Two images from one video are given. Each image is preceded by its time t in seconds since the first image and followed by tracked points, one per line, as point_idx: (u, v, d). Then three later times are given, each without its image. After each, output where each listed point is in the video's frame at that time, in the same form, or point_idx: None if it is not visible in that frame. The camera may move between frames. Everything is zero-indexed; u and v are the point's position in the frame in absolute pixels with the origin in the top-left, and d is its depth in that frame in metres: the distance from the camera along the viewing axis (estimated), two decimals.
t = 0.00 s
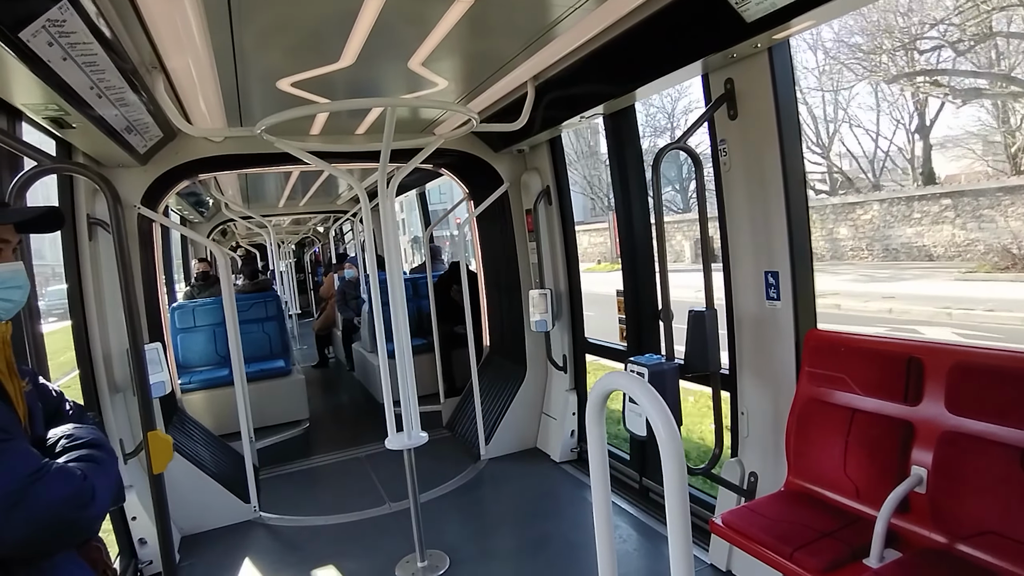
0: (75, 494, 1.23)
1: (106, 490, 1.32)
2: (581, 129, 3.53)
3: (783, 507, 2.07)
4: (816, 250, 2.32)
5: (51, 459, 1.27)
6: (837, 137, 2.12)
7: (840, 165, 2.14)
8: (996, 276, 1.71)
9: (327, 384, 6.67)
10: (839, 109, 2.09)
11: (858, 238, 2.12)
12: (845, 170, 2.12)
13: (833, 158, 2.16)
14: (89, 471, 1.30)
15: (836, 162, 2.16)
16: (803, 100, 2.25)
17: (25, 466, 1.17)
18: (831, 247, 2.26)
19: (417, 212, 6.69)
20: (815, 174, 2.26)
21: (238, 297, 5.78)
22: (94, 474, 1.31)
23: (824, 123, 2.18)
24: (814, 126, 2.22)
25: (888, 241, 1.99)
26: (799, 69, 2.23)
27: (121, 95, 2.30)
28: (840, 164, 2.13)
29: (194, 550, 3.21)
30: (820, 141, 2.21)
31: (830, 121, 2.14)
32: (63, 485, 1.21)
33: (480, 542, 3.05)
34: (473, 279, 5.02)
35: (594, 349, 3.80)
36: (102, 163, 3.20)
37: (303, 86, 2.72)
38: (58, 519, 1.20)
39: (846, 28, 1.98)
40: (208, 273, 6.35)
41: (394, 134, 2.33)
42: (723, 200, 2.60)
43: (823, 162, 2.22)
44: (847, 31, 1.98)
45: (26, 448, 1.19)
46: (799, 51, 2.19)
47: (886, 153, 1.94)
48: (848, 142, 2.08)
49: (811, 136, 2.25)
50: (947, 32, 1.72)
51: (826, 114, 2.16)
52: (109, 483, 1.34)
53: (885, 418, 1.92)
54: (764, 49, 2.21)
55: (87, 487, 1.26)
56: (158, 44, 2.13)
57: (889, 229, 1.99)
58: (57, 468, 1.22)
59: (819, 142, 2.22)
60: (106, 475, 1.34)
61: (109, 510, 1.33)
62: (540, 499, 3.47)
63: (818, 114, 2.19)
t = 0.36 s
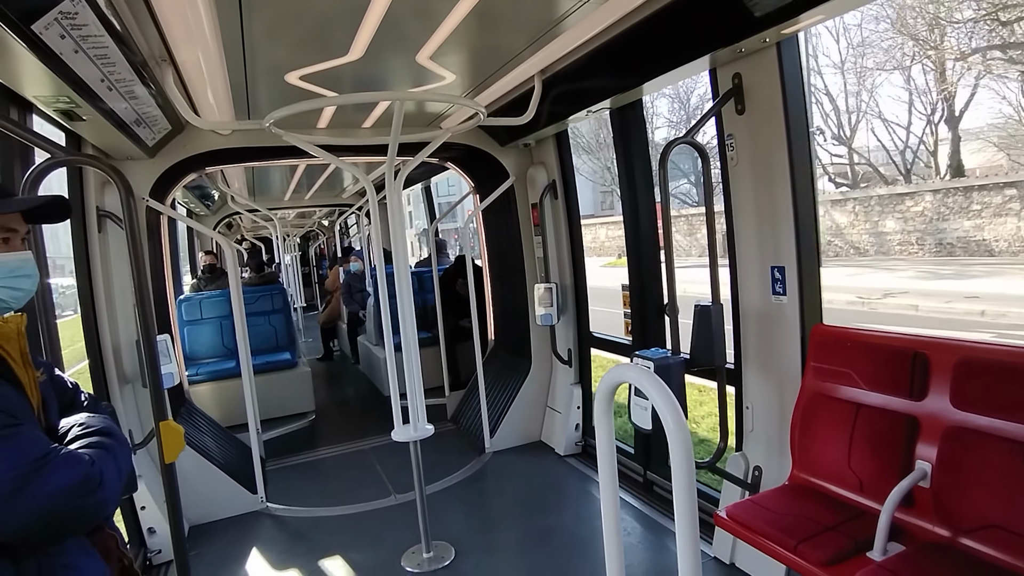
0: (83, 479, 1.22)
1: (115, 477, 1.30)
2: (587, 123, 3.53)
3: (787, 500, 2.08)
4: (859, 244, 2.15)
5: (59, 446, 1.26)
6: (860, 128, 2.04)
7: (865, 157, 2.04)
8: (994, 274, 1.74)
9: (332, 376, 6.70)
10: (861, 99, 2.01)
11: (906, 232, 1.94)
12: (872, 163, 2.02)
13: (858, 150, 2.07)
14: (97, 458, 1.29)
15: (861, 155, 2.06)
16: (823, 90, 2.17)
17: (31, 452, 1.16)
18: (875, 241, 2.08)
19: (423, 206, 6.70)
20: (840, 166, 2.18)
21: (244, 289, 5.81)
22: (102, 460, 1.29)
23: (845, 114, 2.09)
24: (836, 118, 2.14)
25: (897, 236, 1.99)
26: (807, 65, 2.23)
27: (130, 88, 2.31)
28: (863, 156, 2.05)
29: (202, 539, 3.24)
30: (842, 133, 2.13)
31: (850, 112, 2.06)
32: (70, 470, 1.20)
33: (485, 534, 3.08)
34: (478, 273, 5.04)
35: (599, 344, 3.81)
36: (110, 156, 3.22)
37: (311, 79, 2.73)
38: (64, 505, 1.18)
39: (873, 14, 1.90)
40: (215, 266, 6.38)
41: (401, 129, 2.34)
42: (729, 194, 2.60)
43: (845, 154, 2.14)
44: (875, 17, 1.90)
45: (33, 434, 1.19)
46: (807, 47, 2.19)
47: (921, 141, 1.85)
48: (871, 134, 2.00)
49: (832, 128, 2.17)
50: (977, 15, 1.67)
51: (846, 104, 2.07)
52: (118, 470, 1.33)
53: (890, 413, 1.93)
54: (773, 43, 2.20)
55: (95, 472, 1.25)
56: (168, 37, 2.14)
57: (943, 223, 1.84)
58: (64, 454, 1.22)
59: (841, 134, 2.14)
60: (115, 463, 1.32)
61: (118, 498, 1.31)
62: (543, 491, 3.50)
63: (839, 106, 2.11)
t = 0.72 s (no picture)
0: (104, 469, 1.24)
1: (131, 469, 1.33)
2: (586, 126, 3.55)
3: (785, 500, 2.09)
4: (897, 245, 1.99)
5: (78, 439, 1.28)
6: (877, 124, 1.98)
7: (883, 154, 1.98)
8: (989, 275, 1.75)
9: (333, 379, 6.72)
10: (879, 95, 1.94)
11: (951, 231, 1.84)
12: (896, 163, 1.94)
13: (876, 147, 2.00)
14: (114, 451, 1.32)
15: (878, 153, 2.00)
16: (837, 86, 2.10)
17: (53, 444, 1.18)
18: (916, 240, 1.94)
19: (422, 207, 6.72)
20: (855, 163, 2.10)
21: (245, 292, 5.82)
22: (119, 453, 1.32)
23: (861, 111, 2.03)
24: (843, 116, 2.11)
25: (890, 237, 2.02)
26: (804, 67, 2.25)
27: (132, 92, 2.33)
28: (881, 154, 1.98)
29: (204, 542, 3.25)
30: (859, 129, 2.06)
31: (866, 108, 2.00)
32: (91, 460, 1.23)
33: (486, 535, 3.09)
34: (478, 274, 5.05)
35: (599, 345, 3.83)
36: (112, 160, 3.23)
37: (311, 83, 2.74)
38: (85, 495, 1.20)
39: (894, 9, 1.86)
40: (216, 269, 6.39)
41: (401, 132, 2.35)
42: (727, 196, 2.62)
43: (859, 151, 2.07)
44: (896, 12, 1.85)
45: (52, 427, 1.21)
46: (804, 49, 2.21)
47: (944, 136, 1.80)
48: (891, 131, 1.94)
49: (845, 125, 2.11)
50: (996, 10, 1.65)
51: (863, 101, 2.01)
52: (131, 464, 1.35)
53: (888, 413, 1.94)
54: (770, 46, 2.22)
55: (114, 464, 1.28)
56: (170, 42, 2.16)
57: (992, 221, 1.75)
58: (84, 446, 1.24)
59: (855, 130, 2.07)
60: (129, 457, 1.35)
61: (131, 491, 1.33)
62: (544, 492, 3.51)
63: (854, 102, 2.04)
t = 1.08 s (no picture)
0: (69, 491, 1.21)
1: (102, 489, 1.29)
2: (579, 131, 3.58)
3: (775, 500, 2.13)
4: (935, 246, 1.86)
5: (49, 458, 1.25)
6: (888, 123, 1.90)
7: (894, 155, 1.91)
8: (973, 279, 1.79)
9: (328, 382, 6.72)
10: (890, 93, 1.87)
11: (997, 231, 1.71)
12: (913, 163, 1.86)
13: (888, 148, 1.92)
14: (84, 470, 1.28)
15: (890, 152, 1.92)
16: (847, 84, 2.00)
17: (16, 464, 1.15)
18: (957, 242, 1.80)
19: (417, 211, 6.74)
20: (861, 163, 2.03)
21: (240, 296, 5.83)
22: (89, 472, 1.28)
23: (874, 110, 1.94)
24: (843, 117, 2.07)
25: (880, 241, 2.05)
26: (792, 73, 2.28)
27: (128, 98, 2.34)
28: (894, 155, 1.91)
29: (199, 545, 3.26)
30: (864, 127, 1.99)
31: (875, 108, 1.93)
32: (55, 483, 1.19)
33: (481, 537, 3.11)
34: (472, 278, 5.08)
35: (592, 347, 3.86)
36: (107, 165, 3.25)
37: (306, 89, 2.77)
38: (44, 517, 1.16)
39: (910, 5, 1.77)
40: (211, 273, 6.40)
41: (396, 137, 2.37)
42: (718, 200, 2.65)
43: (867, 149, 1.99)
44: (912, 9, 1.77)
45: (22, 446, 1.18)
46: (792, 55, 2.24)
47: (955, 137, 1.74)
48: (903, 132, 1.87)
49: (855, 124, 2.02)
50: (1016, 4, 1.57)
51: (879, 100, 1.91)
52: (107, 482, 1.31)
53: (876, 414, 1.98)
54: (758, 53, 2.26)
55: (81, 485, 1.23)
56: (166, 50, 2.18)
57: None
58: (50, 466, 1.20)
59: (864, 129, 1.99)
60: (104, 476, 1.31)
61: (106, 510, 1.30)
62: (538, 494, 3.54)
63: (866, 100, 1.95)
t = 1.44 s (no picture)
0: (81, 463, 1.18)
1: (115, 466, 1.26)
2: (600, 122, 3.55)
3: (790, 499, 2.10)
4: (1011, 245, 1.75)
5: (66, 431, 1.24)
6: (933, 114, 1.86)
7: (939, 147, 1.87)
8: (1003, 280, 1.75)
9: (342, 368, 6.77)
10: (936, 83, 1.84)
11: None
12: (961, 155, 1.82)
13: (935, 138, 1.87)
14: (100, 445, 1.25)
15: (936, 144, 1.88)
16: (890, 75, 1.95)
17: (32, 431, 1.14)
18: None
19: (434, 200, 6.74)
20: (903, 158, 1.97)
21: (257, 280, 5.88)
22: (104, 448, 1.25)
23: (920, 102, 1.89)
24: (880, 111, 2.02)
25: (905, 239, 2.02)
26: (821, 66, 2.24)
27: (151, 80, 2.35)
28: (940, 147, 1.87)
29: (213, 525, 3.31)
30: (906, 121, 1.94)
31: (920, 100, 1.89)
32: (70, 453, 1.16)
33: (491, 526, 3.11)
34: (488, 268, 5.07)
35: (607, 340, 3.84)
36: (129, 147, 3.28)
37: (326, 74, 2.76)
38: (55, 488, 1.14)
39: None
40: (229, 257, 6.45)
41: (417, 124, 2.35)
42: (740, 193, 2.61)
43: (909, 143, 1.94)
44: None
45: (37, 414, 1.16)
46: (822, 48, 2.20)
47: (1006, 127, 1.70)
48: (950, 123, 1.83)
49: (897, 116, 1.96)
50: None
51: (926, 91, 1.87)
52: (122, 460, 1.29)
53: (896, 415, 1.94)
54: (787, 45, 2.21)
55: (94, 459, 1.21)
56: (190, 32, 2.18)
57: None
58: (66, 438, 1.18)
59: (907, 122, 1.94)
60: (119, 452, 1.28)
61: (119, 488, 1.27)
62: (550, 485, 3.54)
63: (911, 93, 1.91)
